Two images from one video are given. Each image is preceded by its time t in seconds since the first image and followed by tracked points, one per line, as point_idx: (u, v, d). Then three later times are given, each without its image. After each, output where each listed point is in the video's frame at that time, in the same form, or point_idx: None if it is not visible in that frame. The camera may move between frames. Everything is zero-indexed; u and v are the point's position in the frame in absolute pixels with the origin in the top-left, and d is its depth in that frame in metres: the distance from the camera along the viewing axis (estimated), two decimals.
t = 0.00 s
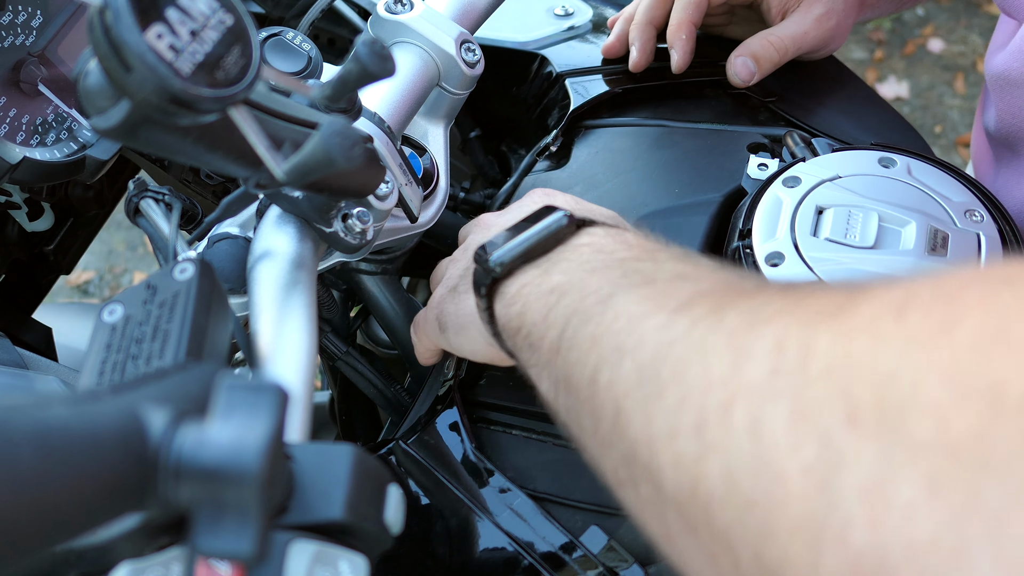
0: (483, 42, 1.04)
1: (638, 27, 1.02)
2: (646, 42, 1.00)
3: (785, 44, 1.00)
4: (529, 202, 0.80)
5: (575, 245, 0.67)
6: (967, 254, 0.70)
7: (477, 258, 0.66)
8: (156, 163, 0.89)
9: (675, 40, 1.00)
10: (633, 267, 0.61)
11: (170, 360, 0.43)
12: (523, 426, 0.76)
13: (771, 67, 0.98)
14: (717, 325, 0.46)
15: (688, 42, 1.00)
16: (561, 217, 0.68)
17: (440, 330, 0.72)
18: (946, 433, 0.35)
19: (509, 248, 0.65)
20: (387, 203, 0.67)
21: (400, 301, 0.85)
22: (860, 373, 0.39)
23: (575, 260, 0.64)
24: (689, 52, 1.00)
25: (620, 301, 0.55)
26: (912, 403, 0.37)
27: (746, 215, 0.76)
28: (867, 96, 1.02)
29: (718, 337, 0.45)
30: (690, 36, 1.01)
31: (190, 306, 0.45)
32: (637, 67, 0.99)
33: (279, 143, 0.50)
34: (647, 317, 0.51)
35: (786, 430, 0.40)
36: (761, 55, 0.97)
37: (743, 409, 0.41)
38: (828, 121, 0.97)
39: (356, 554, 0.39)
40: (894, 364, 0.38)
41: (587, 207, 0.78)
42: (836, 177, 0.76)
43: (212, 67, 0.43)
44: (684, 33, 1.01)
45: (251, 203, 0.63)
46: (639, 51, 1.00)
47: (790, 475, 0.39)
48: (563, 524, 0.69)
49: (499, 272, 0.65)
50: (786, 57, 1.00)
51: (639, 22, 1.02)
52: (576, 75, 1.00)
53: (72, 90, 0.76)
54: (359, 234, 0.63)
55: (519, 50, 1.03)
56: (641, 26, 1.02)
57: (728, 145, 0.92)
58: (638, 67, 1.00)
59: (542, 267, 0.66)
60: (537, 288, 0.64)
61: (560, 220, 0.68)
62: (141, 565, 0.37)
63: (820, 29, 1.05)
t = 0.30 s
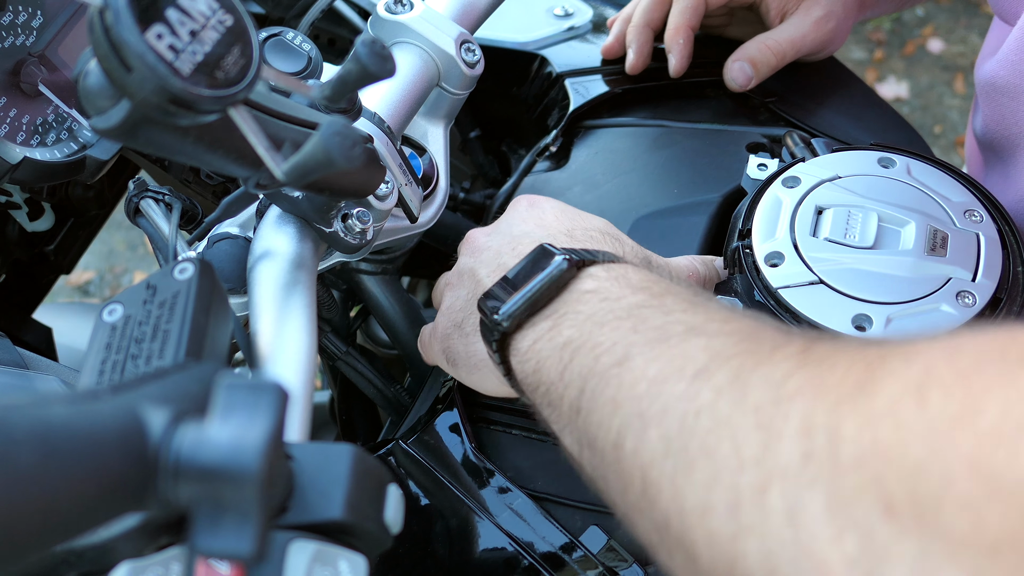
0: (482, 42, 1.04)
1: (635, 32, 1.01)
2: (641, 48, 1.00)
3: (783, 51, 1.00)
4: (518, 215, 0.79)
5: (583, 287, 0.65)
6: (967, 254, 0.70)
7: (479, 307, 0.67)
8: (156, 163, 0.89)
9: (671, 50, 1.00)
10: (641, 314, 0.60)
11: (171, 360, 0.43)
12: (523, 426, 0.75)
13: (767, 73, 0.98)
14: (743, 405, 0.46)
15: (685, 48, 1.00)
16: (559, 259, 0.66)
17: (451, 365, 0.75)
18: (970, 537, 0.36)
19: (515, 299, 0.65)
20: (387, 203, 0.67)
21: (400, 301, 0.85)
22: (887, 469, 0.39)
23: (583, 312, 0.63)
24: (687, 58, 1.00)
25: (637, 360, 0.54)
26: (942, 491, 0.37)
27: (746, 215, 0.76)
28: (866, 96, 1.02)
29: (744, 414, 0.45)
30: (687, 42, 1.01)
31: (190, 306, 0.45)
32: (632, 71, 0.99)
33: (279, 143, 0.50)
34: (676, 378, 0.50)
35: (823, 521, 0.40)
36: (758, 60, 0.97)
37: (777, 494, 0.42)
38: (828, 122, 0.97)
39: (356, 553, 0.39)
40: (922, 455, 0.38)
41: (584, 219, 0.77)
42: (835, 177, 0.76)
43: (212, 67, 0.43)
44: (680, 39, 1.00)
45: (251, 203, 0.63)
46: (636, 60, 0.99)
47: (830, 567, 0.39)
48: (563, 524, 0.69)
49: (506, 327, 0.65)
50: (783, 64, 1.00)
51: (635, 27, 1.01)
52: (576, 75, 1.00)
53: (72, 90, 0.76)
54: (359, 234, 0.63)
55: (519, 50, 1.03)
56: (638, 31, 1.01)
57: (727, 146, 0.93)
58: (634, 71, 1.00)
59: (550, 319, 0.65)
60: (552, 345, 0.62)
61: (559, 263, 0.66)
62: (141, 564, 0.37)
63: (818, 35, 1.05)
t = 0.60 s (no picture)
0: (482, 42, 1.03)
1: (564, 116, 0.92)
2: (591, 123, 0.89)
3: (752, 55, 0.92)
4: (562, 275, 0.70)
5: (775, 365, 0.56)
6: (967, 254, 0.70)
7: (672, 409, 0.55)
8: (156, 163, 0.89)
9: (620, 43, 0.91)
10: (854, 399, 0.53)
11: (170, 360, 0.43)
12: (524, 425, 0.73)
13: (734, 96, 0.89)
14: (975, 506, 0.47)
15: (650, 52, 0.92)
16: (750, 339, 0.55)
17: (569, 462, 0.62)
18: None
19: (716, 397, 0.54)
20: (387, 203, 0.67)
21: (400, 301, 0.85)
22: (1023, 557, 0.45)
23: (828, 419, 0.53)
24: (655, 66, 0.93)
25: (882, 471, 0.50)
26: None
27: (746, 215, 0.76)
28: (866, 96, 1.01)
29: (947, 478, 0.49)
30: (659, 41, 0.93)
31: (190, 306, 0.45)
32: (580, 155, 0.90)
33: (279, 143, 0.50)
34: (867, 446, 0.51)
35: None
36: (707, 130, 0.87)
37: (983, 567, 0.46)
38: (828, 122, 0.97)
39: (356, 553, 0.39)
40: None
41: (644, 269, 0.69)
42: (836, 177, 0.76)
43: (212, 66, 0.43)
44: (602, 89, 0.90)
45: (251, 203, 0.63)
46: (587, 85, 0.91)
47: None
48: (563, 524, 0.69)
49: (713, 427, 0.54)
50: (758, 79, 0.91)
51: (562, 107, 0.93)
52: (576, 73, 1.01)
53: (73, 89, 0.76)
54: (359, 233, 0.63)
55: (519, 50, 1.03)
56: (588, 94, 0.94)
57: (728, 146, 0.93)
58: (582, 152, 0.90)
59: (781, 424, 0.54)
60: (793, 457, 0.53)
61: (751, 343, 0.55)
62: (141, 564, 0.37)
63: (794, 40, 0.94)
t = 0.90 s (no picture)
0: (482, 42, 1.02)
1: (504, 216, 0.92)
2: (539, 244, 0.86)
3: (683, 156, 0.87)
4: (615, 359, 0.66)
5: (890, 469, 0.59)
6: (968, 255, 0.70)
7: (801, 532, 0.56)
8: (156, 164, 0.89)
9: (558, 181, 0.88)
10: (976, 501, 0.58)
11: (171, 361, 0.43)
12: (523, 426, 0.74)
13: (691, 206, 0.84)
14: None
15: (587, 178, 0.88)
16: (866, 451, 0.56)
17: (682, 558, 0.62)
18: None
19: (846, 515, 0.55)
20: (388, 203, 0.67)
21: (400, 301, 0.85)
22: None
23: (915, 512, 0.58)
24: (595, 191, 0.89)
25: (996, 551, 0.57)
26: None
27: (746, 215, 0.76)
28: (865, 96, 1.02)
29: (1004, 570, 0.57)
30: (596, 154, 0.88)
31: (190, 307, 0.45)
32: (492, 292, 0.85)
33: (279, 144, 0.50)
34: (997, 545, 0.57)
35: None
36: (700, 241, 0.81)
37: None
38: (827, 121, 0.97)
39: (357, 554, 0.39)
40: None
41: (708, 350, 0.65)
42: (836, 177, 0.76)
43: (212, 67, 0.43)
44: (533, 240, 0.86)
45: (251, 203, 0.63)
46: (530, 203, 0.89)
47: None
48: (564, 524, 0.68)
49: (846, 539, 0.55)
50: (701, 177, 0.86)
51: (508, 205, 0.92)
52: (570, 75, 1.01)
53: (73, 89, 0.76)
54: (359, 234, 0.63)
55: (519, 50, 1.02)
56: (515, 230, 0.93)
57: (729, 147, 0.93)
58: (496, 290, 0.86)
59: (909, 528, 0.58)
60: (924, 559, 0.59)
61: (869, 455, 0.56)
62: (142, 564, 0.37)
63: (712, 111, 0.90)
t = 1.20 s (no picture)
0: (482, 42, 1.02)
1: (501, 225, 0.91)
2: (534, 250, 0.85)
3: (675, 157, 0.87)
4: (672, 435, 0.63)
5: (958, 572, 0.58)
6: (966, 255, 0.70)
7: None
8: (156, 164, 0.89)
9: (554, 188, 0.88)
10: None
11: (170, 360, 0.43)
12: (522, 425, 0.74)
13: (687, 206, 0.84)
14: None
15: (582, 184, 0.87)
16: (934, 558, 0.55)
17: None
18: None
19: None
20: (387, 203, 0.67)
21: (400, 301, 0.85)
22: None
23: None
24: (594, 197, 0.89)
25: None
26: None
27: (746, 214, 0.77)
28: (862, 96, 1.02)
29: None
30: (591, 160, 0.88)
31: (189, 307, 0.45)
32: (488, 298, 0.85)
33: (278, 144, 0.50)
34: None
35: None
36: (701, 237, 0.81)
37: None
38: (827, 121, 0.97)
39: (355, 552, 0.39)
40: None
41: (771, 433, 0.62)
42: (835, 177, 0.76)
43: (211, 67, 0.43)
44: (527, 246, 0.85)
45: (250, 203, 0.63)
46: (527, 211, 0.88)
47: None
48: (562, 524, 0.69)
49: None
50: (694, 176, 0.86)
51: (504, 214, 0.91)
52: (570, 73, 1.01)
53: (72, 89, 0.76)
54: (358, 234, 0.64)
55: (519, 50, 1.02)
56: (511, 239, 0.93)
57: (728, 147, 0.93)
58: (492, 297, 0.85)
59: None
60: None
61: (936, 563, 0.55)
62: (141, 563, 0.38)
63: (701, 105, 0.90)
